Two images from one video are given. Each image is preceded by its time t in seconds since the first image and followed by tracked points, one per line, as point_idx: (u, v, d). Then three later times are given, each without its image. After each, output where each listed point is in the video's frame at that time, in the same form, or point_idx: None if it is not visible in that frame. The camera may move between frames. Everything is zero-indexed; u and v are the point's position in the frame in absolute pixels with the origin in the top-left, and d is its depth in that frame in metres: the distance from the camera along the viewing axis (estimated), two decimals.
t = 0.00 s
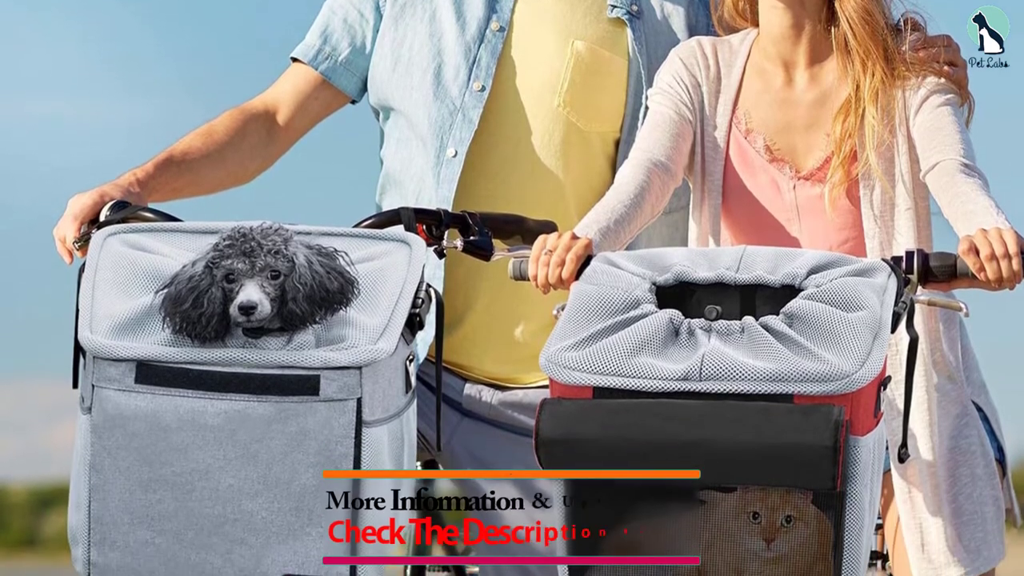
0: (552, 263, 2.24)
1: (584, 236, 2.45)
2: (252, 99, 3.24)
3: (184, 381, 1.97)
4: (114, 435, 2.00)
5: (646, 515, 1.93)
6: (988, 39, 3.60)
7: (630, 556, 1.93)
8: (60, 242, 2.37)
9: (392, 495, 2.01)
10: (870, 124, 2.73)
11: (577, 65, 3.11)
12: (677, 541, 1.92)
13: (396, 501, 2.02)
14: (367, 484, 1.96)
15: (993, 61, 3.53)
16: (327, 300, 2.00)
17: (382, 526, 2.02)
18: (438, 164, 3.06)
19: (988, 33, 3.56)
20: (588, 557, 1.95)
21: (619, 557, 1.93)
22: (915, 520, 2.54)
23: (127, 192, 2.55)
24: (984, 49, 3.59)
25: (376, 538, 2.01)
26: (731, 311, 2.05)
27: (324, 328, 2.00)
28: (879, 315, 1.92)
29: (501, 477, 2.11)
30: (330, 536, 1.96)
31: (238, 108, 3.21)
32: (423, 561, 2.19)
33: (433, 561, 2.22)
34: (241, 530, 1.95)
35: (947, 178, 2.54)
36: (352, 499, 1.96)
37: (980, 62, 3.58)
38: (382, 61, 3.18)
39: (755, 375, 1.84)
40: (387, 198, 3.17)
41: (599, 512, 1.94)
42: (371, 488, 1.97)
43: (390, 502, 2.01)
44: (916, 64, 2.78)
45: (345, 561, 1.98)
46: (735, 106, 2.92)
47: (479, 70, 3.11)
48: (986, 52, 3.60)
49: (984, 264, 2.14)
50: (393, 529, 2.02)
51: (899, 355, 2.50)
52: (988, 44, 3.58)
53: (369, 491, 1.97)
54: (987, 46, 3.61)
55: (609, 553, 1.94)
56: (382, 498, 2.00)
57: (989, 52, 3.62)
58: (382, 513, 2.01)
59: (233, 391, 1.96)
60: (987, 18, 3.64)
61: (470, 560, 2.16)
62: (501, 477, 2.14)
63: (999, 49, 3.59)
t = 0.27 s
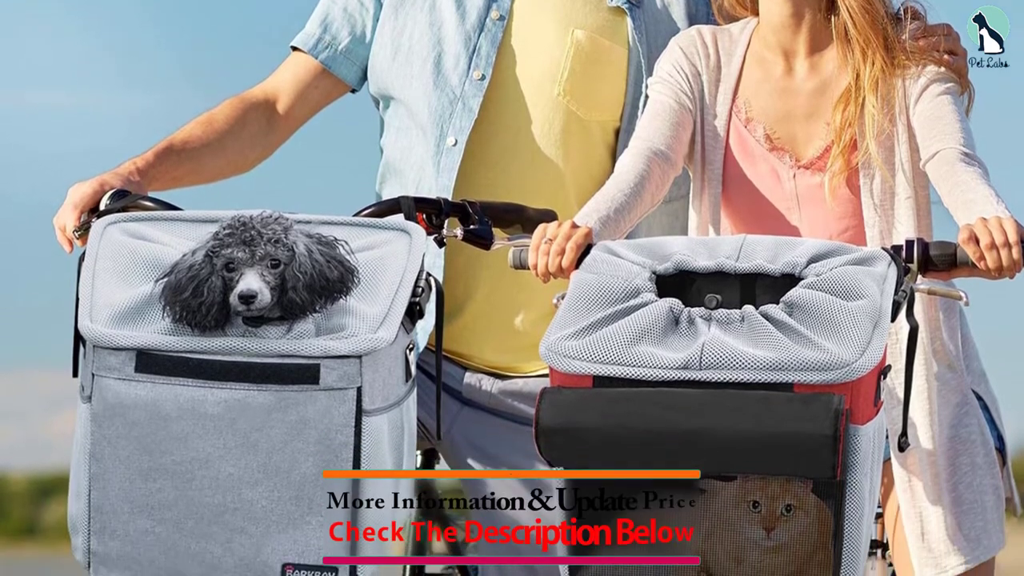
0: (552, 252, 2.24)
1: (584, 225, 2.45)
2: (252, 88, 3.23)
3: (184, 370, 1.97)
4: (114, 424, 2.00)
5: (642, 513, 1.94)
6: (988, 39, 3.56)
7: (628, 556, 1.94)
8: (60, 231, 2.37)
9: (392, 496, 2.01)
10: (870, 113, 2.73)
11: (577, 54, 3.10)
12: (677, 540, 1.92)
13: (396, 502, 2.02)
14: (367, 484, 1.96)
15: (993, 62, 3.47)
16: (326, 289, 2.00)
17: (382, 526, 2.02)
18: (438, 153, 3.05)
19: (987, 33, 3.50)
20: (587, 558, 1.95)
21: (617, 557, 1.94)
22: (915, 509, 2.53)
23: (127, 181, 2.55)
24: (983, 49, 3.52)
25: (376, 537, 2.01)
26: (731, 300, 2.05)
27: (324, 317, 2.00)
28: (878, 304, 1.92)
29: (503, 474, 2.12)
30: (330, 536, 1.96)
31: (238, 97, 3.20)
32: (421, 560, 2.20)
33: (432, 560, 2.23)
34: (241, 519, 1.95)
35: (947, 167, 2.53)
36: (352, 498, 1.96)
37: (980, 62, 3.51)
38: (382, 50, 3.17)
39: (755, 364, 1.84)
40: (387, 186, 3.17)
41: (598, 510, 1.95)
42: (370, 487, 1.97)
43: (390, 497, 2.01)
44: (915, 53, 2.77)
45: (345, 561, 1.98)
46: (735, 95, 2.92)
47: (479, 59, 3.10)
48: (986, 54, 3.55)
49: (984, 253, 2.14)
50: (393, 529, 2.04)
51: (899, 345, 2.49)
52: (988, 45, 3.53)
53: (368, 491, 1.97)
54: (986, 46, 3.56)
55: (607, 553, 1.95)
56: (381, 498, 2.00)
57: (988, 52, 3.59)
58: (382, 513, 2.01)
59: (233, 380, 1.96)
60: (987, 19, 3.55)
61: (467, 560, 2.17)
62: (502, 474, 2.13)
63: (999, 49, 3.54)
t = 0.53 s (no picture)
0: (552, 241, 2.24)
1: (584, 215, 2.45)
2: (252, 77, 3.23)
3: (184, 358, 1.97)
4: (114, 413, 2.00)
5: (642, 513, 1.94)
6: (988, 39, 3.44)
7: (629, 556, 1.95)
8: (60, 220, 2.37)
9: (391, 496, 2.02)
10: (870, 103, 2.72)
11: (577, 43, 3.10)
12: (677, 541, 1.93)
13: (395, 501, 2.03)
14: (367, 484, 1.97)
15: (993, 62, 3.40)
16: (326, 279, 2.00)
17: (382, 526, 2.03)
18: (438, 142, 3.05)
19: (987, 33, 3.43)
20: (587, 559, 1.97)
21: (617, 557, 1.95)
22: (915, 498, 2.54)
23: (127, 170, 2.55)
24: (983, 50, 3.41)
25: (376, 537, 2.02)
26: (731, 289, 2.06)
27: (324, 306, 2.00)
28: (879, 292, 1.92)
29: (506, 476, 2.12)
30: (330, 536, 1.96)
31: (238, 86, 3.20)
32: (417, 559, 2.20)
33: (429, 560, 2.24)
34: (241, 508, 1.96)
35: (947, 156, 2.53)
36: (352, 499, 1.96)
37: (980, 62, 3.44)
38: (382, 39, 3.17)
39: (755, 353, 1.84)
40: (387, 175, 3.17)
41: (597, 508, 1.96)
42: (370, 487, 1.97)
43: (390, 497, 2.01)
44: (916, 42, 2.75)
45: (345, 561, 1.98)
46: (735, 84, 2.91)
47: (479, 48, 3.09)
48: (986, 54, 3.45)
49: (984, 242, 2.13)
50: (393, 529, 2.05)
51: (899, 334, 2.49)
52: (988, 45, 3.42)
53: (368, 491, 1.97)
54: (986, 46, 3.45)
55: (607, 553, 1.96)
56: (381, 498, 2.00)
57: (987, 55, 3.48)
58: (382, 513, 2.01)
59: (233, 369, 1.96)
60: (986, 18, 3.47)
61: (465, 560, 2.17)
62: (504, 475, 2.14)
63: (999, 49, 3.44)
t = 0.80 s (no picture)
0: (552, 231, 2.24)
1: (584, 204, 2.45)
2: (252, 67, 3.22)
3: (183, 348, 1.97)
4: (114, 402, 2.00)
5: (642, 513, 1.95)
6: (988, 40, 3.43)
7: (627, 556, 1.95)
8: (60, 209, 2.36)
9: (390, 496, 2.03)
10: (870, 92, 2.71)
11: (577, 33, 3.10)
12: (677, 539, 1.93)
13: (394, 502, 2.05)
14: (367, 484, 1.98)
15: (993, 62, 3.39)
16: (326, 268, 2.00)
17: (382, 526, 2.04)
18: (438, 132, 3.04)
19: (988, 33, 3.41)
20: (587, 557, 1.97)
21: (616, 557, 1.95)
22: (914, 488, 2.54)
23: (127, 160, 2.54)
24: (983, 50, 3.41)
25: (376, 537, 2.03)
26: (731, 279, 2.05)
27: (324, 296, 2.00)
28: (879, 282, 1.92)
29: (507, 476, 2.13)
30: (330, 536, 1.97)
31: (238, 76, 3.19)
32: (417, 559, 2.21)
33: (430, 560, 2.25)
34: (241, 497, 1.96)
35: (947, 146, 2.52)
36: (352, 499, 1.97)
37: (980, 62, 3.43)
38: (382, 29, 3.16)
39: (755, 343, 1.83)
40: (387, 165, 3.16)
41: (597, 508, 1.96)
42: (370, 487, 1.98)
43: (390, 497, 2.03)
44: (916, 32, 2.75)
45: (344, 561, 1.99)
46: (735, 74, 2.90)
47: (479, 38, 3.09)
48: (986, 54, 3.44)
49: (984, 232, 2.13)
50: (393, 529, 2.07)
51: (899, 324, 2.49)
52: (988, 45, 3.42)
53: (368, 491, 1.98)
54: (986, 46, 3.45)
55: (605, 552, 1.96)
56: (381, 499, 2.02)
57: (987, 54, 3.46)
58: (382, 513, 2.03)
59: (233, 358, 1.96)
60: (988, 17, 3.45)
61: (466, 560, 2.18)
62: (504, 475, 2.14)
63: (1000, 49, 3.43)
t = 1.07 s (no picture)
0: (552, 221, 2.23)
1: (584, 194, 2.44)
2: (252, 57, 3.22)
3: (183, 338, 1.97)
4: (114, 392, 2.00)
5: (642, 513, 1.95)
6: (988, 40, 3.42)
7: (628, 556, 1.96)
8: (60, 199, 2.36)
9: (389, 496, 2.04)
10: (870, 82, 2.70)
11: (577, 23, 3.10)
12: (677, 540, 1.93)
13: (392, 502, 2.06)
14: (367, 484, 1.98)
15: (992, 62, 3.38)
16: (326, 258, 1.99)
17: (382, 526, 2.05)
18: (438, 122, 3.03)
19: (987, 32, 3.40)
20: (588, 557, 1.98)
21: (618, 557, 1.96)
22: (914, 478, 2.54)
23: (127, 150, 2.54)
24: (984, 50, 3.40)
25: (376, 537, 2.04)
26: (731, 269, 2.05)
27: (324, 286, 2.00)
28: (879, 272, 1.92)
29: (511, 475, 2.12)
30: (330, 536, 1.98)
31: (238, 66, 3.19)
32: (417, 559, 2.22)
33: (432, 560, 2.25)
34: (241, 487, 1.96)
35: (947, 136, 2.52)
36: (352, 498, 1.98)
37: (980, 62, 3.42)
38: (382, 19, 3.16)
39: (755, 333, 1.83)
40: (387, 155, 3.16)
41: (596, 508, 1.97)
42: (370, 487, 1.98)
43: (389, 497, 2.03)
44: (915, 22, 2.75)
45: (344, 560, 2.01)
46: (735, 64, 2.89)
47: (479, 28, 3.09)
48: (986, 53, 3.43)
49: (984, 222, 2.13)
50: (393, 529, 2.09)
51: (899, 314, 2.49)
52: (988, 45, 3.41)
53: (368, 491, 1.98)
54: (986, 46, 3.44)
55: (607, 552, 1.97)
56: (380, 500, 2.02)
57: (987, 53, 3.45)
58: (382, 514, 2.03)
59: (233, 348, 1.96)
60: (989, 16, 3.44)
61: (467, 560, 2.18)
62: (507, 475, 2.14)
63: (1000, 48, 3.43)
